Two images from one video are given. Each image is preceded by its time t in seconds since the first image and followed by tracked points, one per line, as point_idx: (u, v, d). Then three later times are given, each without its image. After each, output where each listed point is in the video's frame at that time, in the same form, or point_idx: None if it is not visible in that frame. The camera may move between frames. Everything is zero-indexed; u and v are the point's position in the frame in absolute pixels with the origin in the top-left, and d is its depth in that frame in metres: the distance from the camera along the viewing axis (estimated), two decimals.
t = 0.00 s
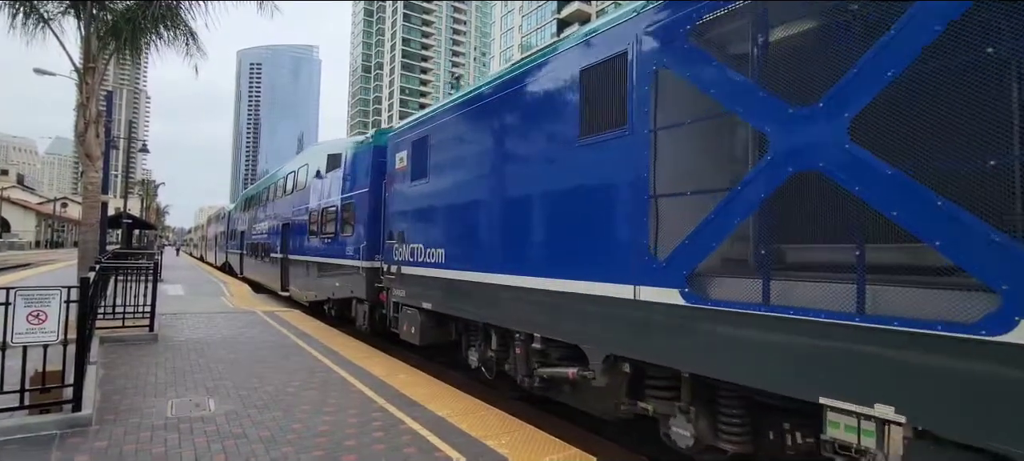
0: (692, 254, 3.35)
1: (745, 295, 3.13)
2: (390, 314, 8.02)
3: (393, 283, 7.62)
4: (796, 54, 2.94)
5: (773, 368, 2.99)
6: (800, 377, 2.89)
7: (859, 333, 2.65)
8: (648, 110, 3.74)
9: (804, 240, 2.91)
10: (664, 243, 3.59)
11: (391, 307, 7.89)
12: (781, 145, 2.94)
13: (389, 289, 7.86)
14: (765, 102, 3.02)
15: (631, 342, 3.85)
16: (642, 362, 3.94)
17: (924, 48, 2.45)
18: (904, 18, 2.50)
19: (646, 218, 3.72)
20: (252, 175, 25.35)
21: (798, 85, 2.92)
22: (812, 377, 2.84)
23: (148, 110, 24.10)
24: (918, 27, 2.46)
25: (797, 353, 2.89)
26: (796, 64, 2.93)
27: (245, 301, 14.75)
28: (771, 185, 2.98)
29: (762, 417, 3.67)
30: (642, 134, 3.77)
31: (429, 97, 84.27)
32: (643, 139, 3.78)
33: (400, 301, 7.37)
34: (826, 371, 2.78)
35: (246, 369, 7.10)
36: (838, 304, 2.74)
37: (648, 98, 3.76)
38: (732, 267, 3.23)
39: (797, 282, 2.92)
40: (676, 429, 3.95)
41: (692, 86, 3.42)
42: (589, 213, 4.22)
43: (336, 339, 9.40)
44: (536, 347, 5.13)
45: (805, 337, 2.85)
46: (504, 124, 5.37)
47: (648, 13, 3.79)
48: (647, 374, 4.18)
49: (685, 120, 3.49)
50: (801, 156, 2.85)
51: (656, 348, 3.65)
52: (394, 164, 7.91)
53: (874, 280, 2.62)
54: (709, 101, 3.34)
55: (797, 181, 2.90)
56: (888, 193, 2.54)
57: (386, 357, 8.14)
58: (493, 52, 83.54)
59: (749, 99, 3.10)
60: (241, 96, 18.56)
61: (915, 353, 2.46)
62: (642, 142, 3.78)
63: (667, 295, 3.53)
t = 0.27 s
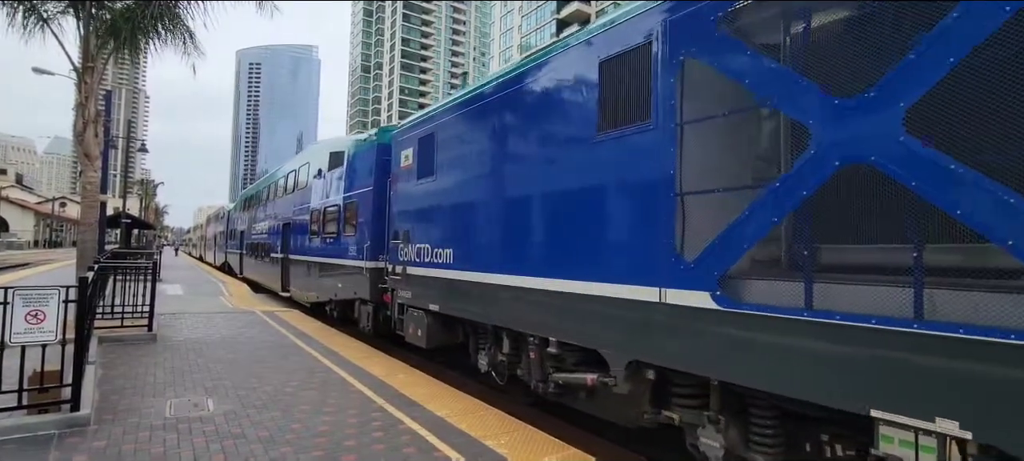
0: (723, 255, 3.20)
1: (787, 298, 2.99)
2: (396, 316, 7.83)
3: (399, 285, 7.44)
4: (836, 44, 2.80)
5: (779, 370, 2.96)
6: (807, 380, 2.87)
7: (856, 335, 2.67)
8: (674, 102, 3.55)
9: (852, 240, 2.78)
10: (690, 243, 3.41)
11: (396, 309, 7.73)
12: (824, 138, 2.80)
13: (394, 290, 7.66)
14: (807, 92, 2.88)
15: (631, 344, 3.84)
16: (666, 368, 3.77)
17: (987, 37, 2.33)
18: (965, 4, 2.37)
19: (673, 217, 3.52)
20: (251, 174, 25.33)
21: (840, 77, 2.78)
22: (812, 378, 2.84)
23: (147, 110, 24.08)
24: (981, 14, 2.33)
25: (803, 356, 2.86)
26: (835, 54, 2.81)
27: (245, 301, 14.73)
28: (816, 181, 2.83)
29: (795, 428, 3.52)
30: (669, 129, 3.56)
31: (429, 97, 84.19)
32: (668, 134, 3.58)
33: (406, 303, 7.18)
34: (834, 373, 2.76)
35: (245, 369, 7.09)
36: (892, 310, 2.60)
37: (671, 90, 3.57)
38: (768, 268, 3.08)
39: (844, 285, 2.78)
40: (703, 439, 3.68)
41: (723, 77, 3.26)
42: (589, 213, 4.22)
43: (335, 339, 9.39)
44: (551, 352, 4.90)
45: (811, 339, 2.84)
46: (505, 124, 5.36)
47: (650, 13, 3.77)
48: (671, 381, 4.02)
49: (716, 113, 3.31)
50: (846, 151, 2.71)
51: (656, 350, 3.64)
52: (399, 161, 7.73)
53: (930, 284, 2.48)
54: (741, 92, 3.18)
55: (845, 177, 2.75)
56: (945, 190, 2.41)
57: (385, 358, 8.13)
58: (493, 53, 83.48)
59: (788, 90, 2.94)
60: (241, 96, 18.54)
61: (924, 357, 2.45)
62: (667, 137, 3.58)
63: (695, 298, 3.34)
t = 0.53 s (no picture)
0: (760, 256, 3.02)
1: (832, 303, 2.79)
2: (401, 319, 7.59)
3: (405, 286, 7.22)
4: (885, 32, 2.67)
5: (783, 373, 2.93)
6: (803, 379, 2.86)
7: (851, 335, 2.67)
8: (703, 94, 3.36)
9: (905, 240, 2.62)
10: (723, 243, 3.22)
11: (401, 311, 7.46)
12: (874, 130, 2.62)
13: (400, 292, 7.44)
14: (855, 80, 2.71)
15: (629, 343, 3.83)
16: (691, 374, 3.57)
17: None
18: None
19: (702, 215, 3.32)
20: (251, 173, 25.33)
21: (890, 68, 2.65)
22: (808, 377, 2.84)
23: (146, 109, 24.06)
24: None
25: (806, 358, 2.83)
26: (884, 43, 2.67)
27: (244, 301, 14.73)
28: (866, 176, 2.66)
29: (837, 440, 3.37)
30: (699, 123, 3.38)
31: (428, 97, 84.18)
32: (696, 128, 3.39)
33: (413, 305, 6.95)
34: (830, 373, 2.76)
35: (244, 369, 7.09)
36: (957, 317, 2.38)
37: (698, 82, 3.39)
38: (810, 270, 2.91)
39: (895, 289, 2.60)
40: (734, 451, 3.51)
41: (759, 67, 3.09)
42: (589, 213, 4.21)
43: (334, 339, 9.38)
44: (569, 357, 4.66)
45: (814, 341, 2.80)
46: (504, 125, 5.35)
47: (648, 14, 3.78)
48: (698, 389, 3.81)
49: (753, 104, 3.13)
50: (900, 143, 2.53)
51: (653, 350, 3.64)
52: (404, 159, 7.56)
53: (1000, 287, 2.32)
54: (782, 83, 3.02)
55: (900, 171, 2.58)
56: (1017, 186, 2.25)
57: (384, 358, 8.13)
58: (492, 53, 83.46)
59: (832, 80, 2.78)
60: (240, 95, 18.54)
61: (928, 359, 2.43)
62: (695, 131, 3.40)
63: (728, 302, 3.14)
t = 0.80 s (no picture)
0: (802, 257, 2.81)
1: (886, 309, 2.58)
2: (408, 320, 7.43)
3: (411, 286, 7.03)
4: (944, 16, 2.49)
5: (783, 373, 2.89)
6: (805, 380, 2.82)
7: (853, 336, 2.63)
8: (736, 85, 3.14)
9: (967, 239, 2.44)
10: (759, 243, 3.02)
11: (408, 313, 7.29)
12: (932, 121, 2.43)
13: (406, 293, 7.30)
14: (911, 68, 2.51)
15: (631, 342, 3.80)
16: (723, 381, 3.35)
17: None
18: None
19: (736, 213, 3.09)
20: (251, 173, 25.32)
21: (952, 52, 2.46)
22: (809, 378, 2.80)
23: (146, 109, 24.06)
24: None
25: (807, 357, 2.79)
26: (945, 27, 2.48)
27: (244, 301, 14.73)
28: (925, 170, 2.45)
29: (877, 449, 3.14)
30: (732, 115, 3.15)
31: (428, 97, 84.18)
32: (728, 121, 3.17)
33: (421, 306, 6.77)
34: (832, 374, 2.71)
35: (244, 369, 7.08)
36: None
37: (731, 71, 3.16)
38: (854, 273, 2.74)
39: (958, 293, 2.40)
40: None
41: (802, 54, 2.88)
42: (590, 213, 4.20)
43: (334, 339, 9.37)
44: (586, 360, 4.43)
45: (816, 342, 2.76)
46: (504, 123, 5.34)
47: (647, 13, 3.78)
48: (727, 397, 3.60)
49: (795, 94, 2.94)
50: (966, 133, 2.34)
51: (654, 349, 3.61)
52: (411, 157, 7.34)
53: None
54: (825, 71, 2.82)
55: (963, 162, 2.40)
56: None
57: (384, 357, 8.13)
58: (492, 52, 83.43)
59: (887, 66, 2.58)
60: (240, 95, 18.53)
61: (933, 361, 2.38)
62: (727, 124, 3.17)
63: (763, 305, 2.94)
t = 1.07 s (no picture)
0: (850, 256, 2.66)
1: (943, 311, 2.42)
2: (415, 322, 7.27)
3: (417, 287, 6.91)
4: None
5: (787, 373, 2.89)
6: (807, 379, 2.82)
7: (856, 336, 2.62)
8: (773, 75, 2.98)
9: None
10: (800, 242, 2.86)
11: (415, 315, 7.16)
12: (1000, 108, 2.30)
13: (412, 294, 7.15)
14: (975, 53, 2.38)
15: (633, 342, 3.79)
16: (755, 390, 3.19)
17: None
18: None
19: (774, 210, 2.93)
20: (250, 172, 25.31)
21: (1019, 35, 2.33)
22: (812, 378, 2.80)
23: (145, 109, 24.05)
24: None
25: (808, 357, 2.78)
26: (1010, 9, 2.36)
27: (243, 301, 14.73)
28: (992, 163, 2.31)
29: None
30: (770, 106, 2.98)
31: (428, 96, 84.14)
32: (763, 113, 3.01)
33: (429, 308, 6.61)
34: (835, 374, 2.71)
35: (243, 368, 7.08)
36: None
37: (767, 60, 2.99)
38: (905, 275, 2.59)
39: None
40: None
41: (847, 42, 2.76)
42: (590, 212, 4.20)
43: (334, 339, 9.36)
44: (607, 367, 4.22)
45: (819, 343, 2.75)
46: (504, 123, 5.34)
47: (646, 13, 3.79)
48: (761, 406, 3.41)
49: (842, 83, 2.81)
50: None
51: (656, 349, 3.60)
52: (417, 154, 7.14)
53: None
54: (877, 58, 2.68)
55: None
56: None
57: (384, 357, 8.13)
58: (492, 52, 83.37)
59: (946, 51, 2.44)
60: (240, 95, 18.52)
61: (936, 361, 2.39)
62: (763, 117, 3.01)
63: (803, 308, 2.78)
